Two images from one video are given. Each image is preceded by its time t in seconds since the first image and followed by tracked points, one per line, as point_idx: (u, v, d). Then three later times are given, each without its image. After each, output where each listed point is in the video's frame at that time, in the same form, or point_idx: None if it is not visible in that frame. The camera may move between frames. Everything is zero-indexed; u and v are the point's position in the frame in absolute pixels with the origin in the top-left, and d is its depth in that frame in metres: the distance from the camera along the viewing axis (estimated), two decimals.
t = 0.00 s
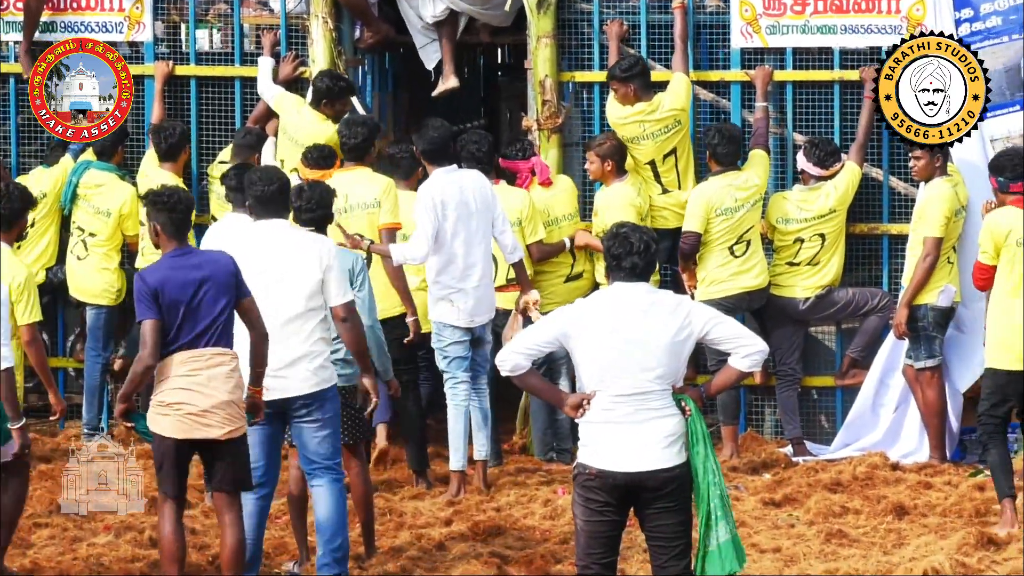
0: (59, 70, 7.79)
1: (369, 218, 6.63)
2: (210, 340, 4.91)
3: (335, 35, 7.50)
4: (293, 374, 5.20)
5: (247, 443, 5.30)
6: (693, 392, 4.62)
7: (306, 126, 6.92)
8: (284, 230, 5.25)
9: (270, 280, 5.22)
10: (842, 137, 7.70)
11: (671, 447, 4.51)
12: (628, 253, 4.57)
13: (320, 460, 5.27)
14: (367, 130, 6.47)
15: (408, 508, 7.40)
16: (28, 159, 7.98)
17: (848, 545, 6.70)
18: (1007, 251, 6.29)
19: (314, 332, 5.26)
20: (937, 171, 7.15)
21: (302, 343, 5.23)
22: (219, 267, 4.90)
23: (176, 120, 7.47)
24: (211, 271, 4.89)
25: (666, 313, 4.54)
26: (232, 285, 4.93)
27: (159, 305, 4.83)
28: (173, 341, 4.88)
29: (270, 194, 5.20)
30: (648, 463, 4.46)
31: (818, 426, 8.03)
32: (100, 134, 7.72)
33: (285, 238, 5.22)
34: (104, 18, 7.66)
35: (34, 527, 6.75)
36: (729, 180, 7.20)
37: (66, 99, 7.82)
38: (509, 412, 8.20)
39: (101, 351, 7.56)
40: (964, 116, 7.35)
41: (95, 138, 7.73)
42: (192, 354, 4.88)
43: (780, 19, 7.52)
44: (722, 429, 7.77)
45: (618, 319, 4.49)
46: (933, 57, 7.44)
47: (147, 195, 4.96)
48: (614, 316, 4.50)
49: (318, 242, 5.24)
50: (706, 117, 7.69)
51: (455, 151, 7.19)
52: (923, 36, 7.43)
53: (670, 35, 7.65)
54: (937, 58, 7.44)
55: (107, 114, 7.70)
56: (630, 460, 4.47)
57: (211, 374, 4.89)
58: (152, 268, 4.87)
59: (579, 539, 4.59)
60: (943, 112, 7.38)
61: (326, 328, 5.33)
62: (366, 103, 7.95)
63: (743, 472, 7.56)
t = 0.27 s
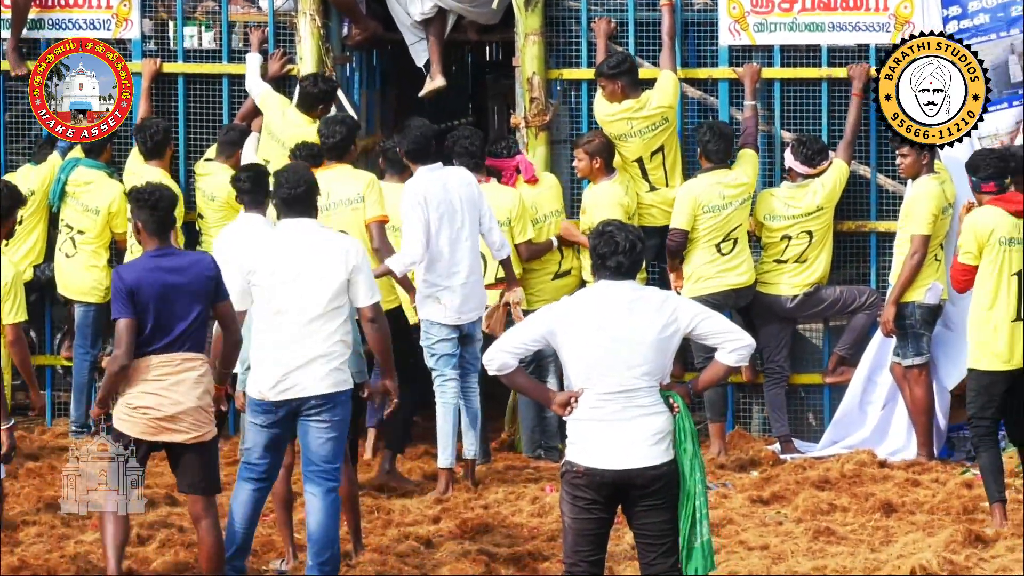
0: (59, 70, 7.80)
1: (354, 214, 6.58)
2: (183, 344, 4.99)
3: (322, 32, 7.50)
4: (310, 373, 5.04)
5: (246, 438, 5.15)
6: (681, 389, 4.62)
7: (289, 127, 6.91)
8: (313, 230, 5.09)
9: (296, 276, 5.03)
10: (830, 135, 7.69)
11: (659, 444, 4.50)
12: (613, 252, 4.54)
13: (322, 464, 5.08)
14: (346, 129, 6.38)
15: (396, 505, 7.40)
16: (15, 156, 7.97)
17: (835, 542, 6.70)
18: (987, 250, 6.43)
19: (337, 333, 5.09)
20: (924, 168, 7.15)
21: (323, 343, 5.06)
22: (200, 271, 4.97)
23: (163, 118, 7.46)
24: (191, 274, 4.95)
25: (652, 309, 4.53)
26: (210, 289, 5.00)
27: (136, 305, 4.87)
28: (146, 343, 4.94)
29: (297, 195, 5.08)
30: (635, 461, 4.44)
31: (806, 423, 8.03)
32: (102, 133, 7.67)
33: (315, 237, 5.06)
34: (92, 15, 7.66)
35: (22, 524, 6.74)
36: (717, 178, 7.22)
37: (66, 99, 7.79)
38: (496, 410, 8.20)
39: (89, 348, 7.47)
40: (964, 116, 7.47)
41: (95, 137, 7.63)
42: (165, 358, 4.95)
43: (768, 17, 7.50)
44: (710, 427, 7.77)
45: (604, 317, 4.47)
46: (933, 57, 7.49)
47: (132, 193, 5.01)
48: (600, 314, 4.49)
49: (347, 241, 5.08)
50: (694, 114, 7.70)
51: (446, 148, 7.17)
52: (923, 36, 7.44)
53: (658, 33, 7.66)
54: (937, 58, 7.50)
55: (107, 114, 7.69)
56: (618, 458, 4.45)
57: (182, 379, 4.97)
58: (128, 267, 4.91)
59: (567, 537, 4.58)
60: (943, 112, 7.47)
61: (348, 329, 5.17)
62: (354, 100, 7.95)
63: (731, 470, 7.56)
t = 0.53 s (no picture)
0: (59, 70, 7.80)
1: (352, 218, 6.48)
2: (133, 350, 5.03)
3: (315, 30, 7.50)
4: (311, 373, 5.04)
5: (245, 428, 5.20)
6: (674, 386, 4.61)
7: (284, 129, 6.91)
8: (324, 229, 5.08)
9: (303, 275, 5.03)
10: (823, 133, 7.70)
11: (652, 441, 4.49)
12: (605, 249, 4.53)
13: (319, 464, 5.07)
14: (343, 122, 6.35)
15: (390, 503, 7.40)
16: (7, 153, 7.94)
17: (829, 540, 6.71)
18: (974, 251, 6.55)
19: (342, 333, 5.09)
20: (917, 166, 7.15)
21: (328, 343, 5.06)
22: (144, 278, 5.01)
23: (155, 116, 7.47)
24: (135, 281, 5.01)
25: (644, 306, 4.52)
26: (156, 297, 5.03)
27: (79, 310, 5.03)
28: (93, 349, 5.05)
29: (310, 192, 5.06)
30: (627, 459, 4.44)
31: (797, 421, 8.03)
32: (104, 133, 7.68)
33: (326, 236, 5.05)
34: (84, 13, 7.66)
35: (15, 522, 6.74)
36: (711, 175, 7.24)
37: (66, 99, 7.76)
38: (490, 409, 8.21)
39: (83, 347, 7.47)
40: (965, 116, 7.47)
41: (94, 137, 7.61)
42: (113, 365, 5.02)
43: (761, 15, 7.50)
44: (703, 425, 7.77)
45: (597, 317, 4.46)
46: (933, 57, 7.46)
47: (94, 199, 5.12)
48: (593, 314, 4.47)
49: (359, 240, 5.08)
50: (687, 112, 7.71)
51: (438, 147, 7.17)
52: (923, 36, 7.43)
53: (650, 31, 7.66)
54: (937, 58, 7.47)
55: (107, 114, 7.71)
56: (611, 456, 4.45)
57: (133, 385, 5.02)
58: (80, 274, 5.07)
59: (560, 535, 4.59)
60: (943, 112, 7.43)
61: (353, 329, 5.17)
62: (347, 98, 7.96)
63: (724, 468, 7.56)
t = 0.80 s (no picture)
0: (58, 70, 7.79)
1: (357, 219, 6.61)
2: (111, 348, 5.04)
3: (312, 28, 7.50)
4: (306, 374, 5.04)
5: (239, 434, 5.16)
6: (671, 385, 4.59)
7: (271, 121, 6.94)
8: (316, 230, 5.08)
9: (296, 276, 5.02)
10: (820, 130, 7.70)
11: (647, 440, 4.48)
12: (600, 248, 4.53)
13: (314, 464, 5.07)
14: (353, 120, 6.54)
15: (386, 501, 7.40)
16: (4, 151, 7.96)
17: (825, 538, 6.71)
18: (967, 249, 6.57)
19: (335, 335, 5.10)
20: (913, 164, 7.16)
21: (323, 344, 5.07)
22: (122, 279, 4.98)
23: (151, 114, 7.47)
24: (114, 282, 4.98)
25: (640, 305, 4.51)
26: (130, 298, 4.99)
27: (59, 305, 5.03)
28: (73, 344, 5.06)
29: (303, 192, 5.06)
30: (623, 457, 4.44)
31: (794, 419, 8.03)
32: (103, 132, 7.67)
33: (318, 238, 5.05)
34: (81, 10, 7.65)
35: (12, 520, 6.74)
36: (707, 172, 7.26)
37: (65, 99, 7.75)
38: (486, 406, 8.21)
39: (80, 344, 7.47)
40: (965, 116, 7.45)
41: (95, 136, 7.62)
42: (90, 362, 5.04)
43: (757, 12, 7.52)
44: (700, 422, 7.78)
45: (595, 316, 4.46)
46: (933, 57, 7.47)
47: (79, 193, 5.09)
48: (591, 314, 4.46)
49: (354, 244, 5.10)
50: (683, 110, 7.71)
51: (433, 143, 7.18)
52: (923, 35, 7.45)
53: (647, 29, 7.66)
54: (937, 58, 7.46)
55: (107, 114, 7.68)
56: (606, 454, 4.44)
57: (111, 382, 5.04)
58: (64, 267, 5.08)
59: (556, 532, 4.58)
60: (943, 112, 7.42)
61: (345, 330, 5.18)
62: (344, 95, 7.96)
63: (721, 465, 7.57)
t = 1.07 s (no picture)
0: (59, 70, 7.76)
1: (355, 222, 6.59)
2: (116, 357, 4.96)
3: (310, 24, 7.49)
4: (288, 372, 5.06)
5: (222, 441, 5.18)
6: (668, 380, 4.60)
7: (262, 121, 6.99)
8: (294, 227, 5.06)
9: (276, 274, 5.01)
10: (817, 127, 7.70)
11: (643, 437, 4.47)
12: (597, 243, 4.52)
13: (301, 464, 5.16)
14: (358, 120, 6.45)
15: (384, 497, 7.39)
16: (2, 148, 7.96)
17: (823, 535, 6.71)
18: (963, 245, 6.57)
19: (313, 333, 5.12)
20: (911, 161, 7.14)
21: (302, 341, 5.08)
22: (136, 291, 4.92)
23: (149, 110, 7.46)
24: (127, 294, 4.92)
25: (636, 301, 4.50)
26: (145, 311, 4.94)
27: (71, 312, 4.95)
28: (80, 350, 4.99)
29: (280, 191, 5.03)
30: (620, 454, 4.43)
31: (791, 416, 8.03)
32: (100, 134, 7.67)
33: (294, 236, 5.04)
34: (78, 7, 7.66)
35: (9, 516, 6.74)
36: (704, 169, 7.26)
37: (66, 99, 7.73)
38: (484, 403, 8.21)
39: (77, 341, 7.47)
40: (964, 117, 7.38)
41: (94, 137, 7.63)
42: (93, 368, 4.95)
43: (754, 9, 7.53)
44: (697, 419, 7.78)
45: (592, 312, 4.44)
46: (933, 57, 7.34)
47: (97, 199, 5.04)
48: (588, 309, 4.45)
49: (329, 241, 5.08)
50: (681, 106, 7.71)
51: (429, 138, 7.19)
52: (922, 36, 7.38)
53: (644, 25, 7.66)
54: (937, 58, 7.35)
55: (108, 114, 7.66)
56: (602, 450, 4.43)
57: (110, 389, 4.93)
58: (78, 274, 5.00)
59: (553, 528, 4.57)
60: (943, 112, 7.31)
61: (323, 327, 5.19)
62: (341, 91, 7.96)
63: (718, 462, 7.56)
